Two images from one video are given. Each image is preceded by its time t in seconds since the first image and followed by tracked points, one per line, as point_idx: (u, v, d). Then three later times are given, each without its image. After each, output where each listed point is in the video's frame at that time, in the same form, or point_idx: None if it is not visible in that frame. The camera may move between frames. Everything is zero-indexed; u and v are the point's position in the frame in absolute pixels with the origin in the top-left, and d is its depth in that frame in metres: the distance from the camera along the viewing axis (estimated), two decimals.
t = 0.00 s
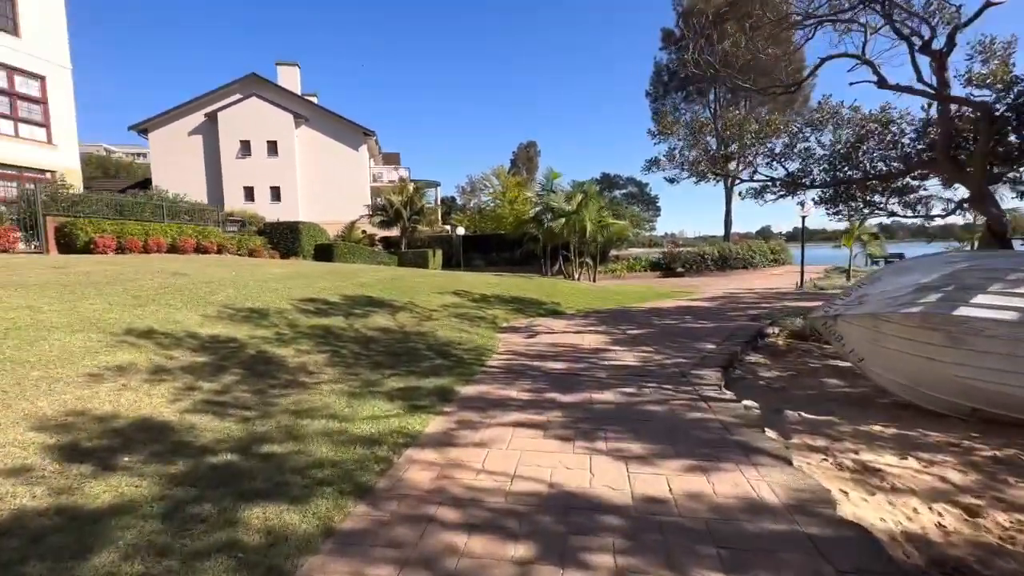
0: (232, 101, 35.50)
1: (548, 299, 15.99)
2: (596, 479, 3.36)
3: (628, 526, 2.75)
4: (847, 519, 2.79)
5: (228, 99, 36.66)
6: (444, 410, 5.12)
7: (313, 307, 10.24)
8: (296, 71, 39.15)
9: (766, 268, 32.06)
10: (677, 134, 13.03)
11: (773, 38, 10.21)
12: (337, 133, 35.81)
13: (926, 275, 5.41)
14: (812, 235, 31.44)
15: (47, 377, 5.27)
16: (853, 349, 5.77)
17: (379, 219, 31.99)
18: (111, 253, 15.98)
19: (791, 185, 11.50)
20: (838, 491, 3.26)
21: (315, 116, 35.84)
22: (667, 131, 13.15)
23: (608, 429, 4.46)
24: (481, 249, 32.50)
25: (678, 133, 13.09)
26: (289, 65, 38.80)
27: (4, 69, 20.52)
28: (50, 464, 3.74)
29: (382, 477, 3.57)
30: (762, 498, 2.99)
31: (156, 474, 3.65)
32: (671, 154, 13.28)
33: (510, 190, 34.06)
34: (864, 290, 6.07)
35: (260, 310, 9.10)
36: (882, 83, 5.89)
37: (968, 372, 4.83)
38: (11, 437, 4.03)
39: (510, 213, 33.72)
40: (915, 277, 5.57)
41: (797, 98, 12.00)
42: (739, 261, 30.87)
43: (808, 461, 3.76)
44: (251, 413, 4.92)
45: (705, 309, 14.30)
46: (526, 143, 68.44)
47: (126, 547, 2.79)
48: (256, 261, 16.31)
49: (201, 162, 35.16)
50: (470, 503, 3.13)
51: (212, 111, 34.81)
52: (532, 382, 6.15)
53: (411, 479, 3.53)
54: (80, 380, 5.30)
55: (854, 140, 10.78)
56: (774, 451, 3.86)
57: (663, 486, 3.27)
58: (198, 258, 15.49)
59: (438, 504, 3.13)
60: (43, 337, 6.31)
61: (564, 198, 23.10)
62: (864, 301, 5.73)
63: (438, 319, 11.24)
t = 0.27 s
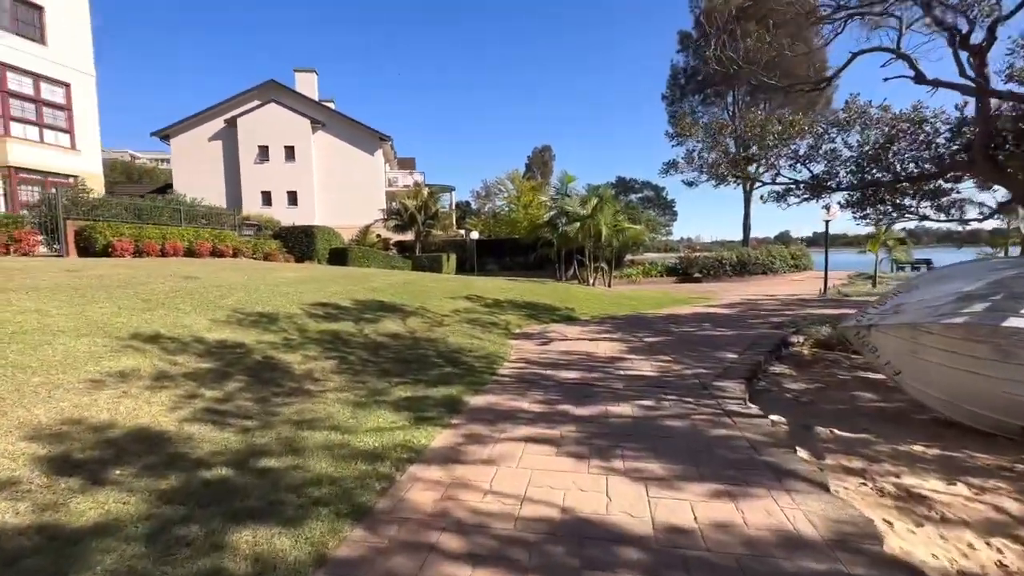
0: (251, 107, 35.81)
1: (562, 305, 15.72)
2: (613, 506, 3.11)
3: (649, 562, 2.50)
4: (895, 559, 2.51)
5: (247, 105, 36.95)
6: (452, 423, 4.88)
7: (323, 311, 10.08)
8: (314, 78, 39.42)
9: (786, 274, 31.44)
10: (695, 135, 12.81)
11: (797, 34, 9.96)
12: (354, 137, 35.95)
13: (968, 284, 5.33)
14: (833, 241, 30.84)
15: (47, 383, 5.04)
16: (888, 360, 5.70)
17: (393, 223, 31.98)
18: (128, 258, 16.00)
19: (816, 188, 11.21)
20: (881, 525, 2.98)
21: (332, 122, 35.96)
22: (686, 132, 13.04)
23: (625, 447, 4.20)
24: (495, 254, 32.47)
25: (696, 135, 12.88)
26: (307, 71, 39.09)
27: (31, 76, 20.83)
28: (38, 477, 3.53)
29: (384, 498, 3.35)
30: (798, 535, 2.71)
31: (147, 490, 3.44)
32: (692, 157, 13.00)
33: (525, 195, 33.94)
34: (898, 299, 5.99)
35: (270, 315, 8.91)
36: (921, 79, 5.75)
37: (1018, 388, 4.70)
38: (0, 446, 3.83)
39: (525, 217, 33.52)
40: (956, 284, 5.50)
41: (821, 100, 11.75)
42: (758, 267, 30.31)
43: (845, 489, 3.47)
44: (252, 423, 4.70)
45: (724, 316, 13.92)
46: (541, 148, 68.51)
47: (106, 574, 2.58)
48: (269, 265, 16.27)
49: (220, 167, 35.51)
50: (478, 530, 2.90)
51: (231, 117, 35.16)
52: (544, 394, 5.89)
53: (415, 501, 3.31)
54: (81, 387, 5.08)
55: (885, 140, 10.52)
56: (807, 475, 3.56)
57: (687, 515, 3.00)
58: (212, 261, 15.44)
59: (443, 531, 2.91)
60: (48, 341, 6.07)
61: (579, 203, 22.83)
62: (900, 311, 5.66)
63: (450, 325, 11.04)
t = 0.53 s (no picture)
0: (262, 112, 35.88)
1: (572, 310, 15.42)
2: (630, 538, 2.85)
3: None
4: None
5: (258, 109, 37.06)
6: (458, 438, 4.61)
7: (328, 316, 9.83)
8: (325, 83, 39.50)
9: (801, 278, 30.89)
10: (710, 135, 12.48)
11: (817, 29, 9.68)
12: (363, 141, 35.96)
13: (1013, 292, 5.26)
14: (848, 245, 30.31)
15: (36, 392, 4.75)
16: (922, 370, 5.60)
17: (402, 227, 31.86)
18: (137, 262, 15.89)
19: (837, 189, 10.88)
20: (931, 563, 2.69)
21: (342, 127, 35.95)
22: (700, 132, 12.73)
23: (641, 467, 3.91)
24: (504, 258, 32.31)
25: (711, 135, 12.55)
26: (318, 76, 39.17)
27: (45, 81, 20.88)
28: (13, 495, 3.27)
29: (382, 523, 3.09)
30: None
31: (128, 510, 3.18)
32: (705, 158, 12.64)
33: (535, 199, 33.73)
34: (934, 308, 5.91)
35: (273, 320, 8.64)
36: (955, 72, 5.71)
37: None
38: None
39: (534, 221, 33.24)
40: (998, 291, 5.44)
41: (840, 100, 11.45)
42: (771, 272, 29.80)
43: (885, 520, 3.18)
44: (247, 436, 4.44)
45: (739, 323, 13.56)
46: (551, 152, 68.31)
47: None
48: (275, 268, 16.07)
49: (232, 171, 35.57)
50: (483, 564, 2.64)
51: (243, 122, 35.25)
52: (555, 407, 5.61)
53: (415, 526, 3.05)
54: (72, 397, 4.79)
55: (911, 141, 10.22)
56: (843, 503, 3.26)
57: (714, 550, 2.71)
58: (219, 265, 15.27)
59: (444, 564, 2.65)
60: (42, 348, 5.78)
61: (590, 206, 22.52)
62: (937, 319, 5.57)
63: (458, 330, 10.78)
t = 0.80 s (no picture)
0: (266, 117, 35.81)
1: (577, 315, 15.14)
2: None
3: None
4: None
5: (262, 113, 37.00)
6: (457, 456, 4.35)
7: (327, 322, 9.56)
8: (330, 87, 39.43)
9: (809, 281, 30.49)
10: (718, 136, 12.19)
11: (829, 26, 9.44)
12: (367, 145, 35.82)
13: None
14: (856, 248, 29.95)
15: (13, 407, 4.44)
16: (949, 383, 5.48)
17: (406, 231, 31.68)
18: (138, 266, 15.69)
19: (850, 191, 10.58)
20: None
21: (345, 130, 35.86)
22: (708, 133, 12.45)
23: (652, 491, 3.67)
24: (508, 261, 32.16)
25: (719, 136, 12.26)
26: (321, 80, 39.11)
27: (48, 86, 20.79)
28: None
29: (371, 554, 2.85)
30: None
31: (97, 541, 2.91)
32: (714, 160, 12.37)
33: (539, 202, 33.53)
34: (953, 319, 5.85)
35: (270, 326, 8.36)
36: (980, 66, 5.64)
37: None
38: None
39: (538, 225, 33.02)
40: None
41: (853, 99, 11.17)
42: (779, 275, 29.41)
43: (920, 554, 2.91)
44: (234, 453, 4.17)
45: (748, 328, 13.27)
46: (554, 155, 68.11)
47: None
48: (276, 273, 15.84)
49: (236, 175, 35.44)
50: None
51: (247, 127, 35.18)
52: (560, 421, 5.35)
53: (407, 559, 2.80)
54: (52, 411, 4.50)
55: (927, 140, 9.92)
56: (875, 534, 2.99)
57: None
58: (218, 269, 15.04)
59: None
60: (26, 358, 5.48)
61: (594, 209, 22.25)
62: (963, 329, 5.47)
63: (461, 337, 10.52)
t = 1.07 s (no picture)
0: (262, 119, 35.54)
1: (575, 318, 14.88)
2: None
3: None
4: None
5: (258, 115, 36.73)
6: (446, 469, 4.10)
7: (317, 326, 9.26)
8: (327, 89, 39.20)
9: (809, 283, 30.25)
10: (718, 134, 11.94)
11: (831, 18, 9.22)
12: (364, 147, 35.58)
13: None
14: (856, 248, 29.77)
15: None
16: (967, 390, 5.43)
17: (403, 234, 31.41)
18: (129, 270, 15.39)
19: (852, 189, 10.33)
20: None
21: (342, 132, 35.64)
22: (708, 131, 12.18)
23: (653, 509, 3.41)
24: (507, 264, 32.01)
25: (719, 133, 12.01)
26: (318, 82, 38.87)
27: (40, 87, 20.49)
28: None
29: None
30: None
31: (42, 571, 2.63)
32: (714, 159, 12.12)
33: (538, 204, 33.35)
34: (962, 318, 5.74)
35: (258, 331, 8.03)
36: (991, 52, 5.69)
37: None
38: None
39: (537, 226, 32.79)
40: None
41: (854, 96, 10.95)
42: (779, 276, 29.18)
43: None
44: (205, 468, 3.88)
45: (750, 330, 13.01)
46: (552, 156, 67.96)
47: None
48: (269, 276, 15.56)
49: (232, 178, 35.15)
50: None
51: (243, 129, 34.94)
52: (556, 430, 5.10)
53: None
54: (15, 424, 4.18)
55: (934, 137, 9.69)
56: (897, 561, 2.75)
57: None
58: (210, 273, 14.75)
59: None
60: None
61: (593, 210, 22.00)
62: (980, 331, 5.36)
63: (456, 341, 10.26)
